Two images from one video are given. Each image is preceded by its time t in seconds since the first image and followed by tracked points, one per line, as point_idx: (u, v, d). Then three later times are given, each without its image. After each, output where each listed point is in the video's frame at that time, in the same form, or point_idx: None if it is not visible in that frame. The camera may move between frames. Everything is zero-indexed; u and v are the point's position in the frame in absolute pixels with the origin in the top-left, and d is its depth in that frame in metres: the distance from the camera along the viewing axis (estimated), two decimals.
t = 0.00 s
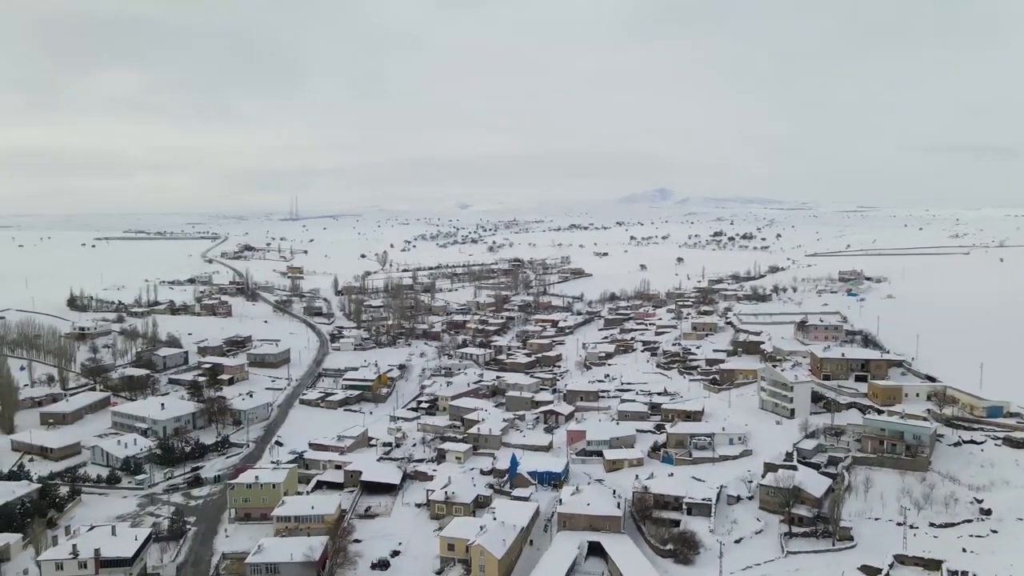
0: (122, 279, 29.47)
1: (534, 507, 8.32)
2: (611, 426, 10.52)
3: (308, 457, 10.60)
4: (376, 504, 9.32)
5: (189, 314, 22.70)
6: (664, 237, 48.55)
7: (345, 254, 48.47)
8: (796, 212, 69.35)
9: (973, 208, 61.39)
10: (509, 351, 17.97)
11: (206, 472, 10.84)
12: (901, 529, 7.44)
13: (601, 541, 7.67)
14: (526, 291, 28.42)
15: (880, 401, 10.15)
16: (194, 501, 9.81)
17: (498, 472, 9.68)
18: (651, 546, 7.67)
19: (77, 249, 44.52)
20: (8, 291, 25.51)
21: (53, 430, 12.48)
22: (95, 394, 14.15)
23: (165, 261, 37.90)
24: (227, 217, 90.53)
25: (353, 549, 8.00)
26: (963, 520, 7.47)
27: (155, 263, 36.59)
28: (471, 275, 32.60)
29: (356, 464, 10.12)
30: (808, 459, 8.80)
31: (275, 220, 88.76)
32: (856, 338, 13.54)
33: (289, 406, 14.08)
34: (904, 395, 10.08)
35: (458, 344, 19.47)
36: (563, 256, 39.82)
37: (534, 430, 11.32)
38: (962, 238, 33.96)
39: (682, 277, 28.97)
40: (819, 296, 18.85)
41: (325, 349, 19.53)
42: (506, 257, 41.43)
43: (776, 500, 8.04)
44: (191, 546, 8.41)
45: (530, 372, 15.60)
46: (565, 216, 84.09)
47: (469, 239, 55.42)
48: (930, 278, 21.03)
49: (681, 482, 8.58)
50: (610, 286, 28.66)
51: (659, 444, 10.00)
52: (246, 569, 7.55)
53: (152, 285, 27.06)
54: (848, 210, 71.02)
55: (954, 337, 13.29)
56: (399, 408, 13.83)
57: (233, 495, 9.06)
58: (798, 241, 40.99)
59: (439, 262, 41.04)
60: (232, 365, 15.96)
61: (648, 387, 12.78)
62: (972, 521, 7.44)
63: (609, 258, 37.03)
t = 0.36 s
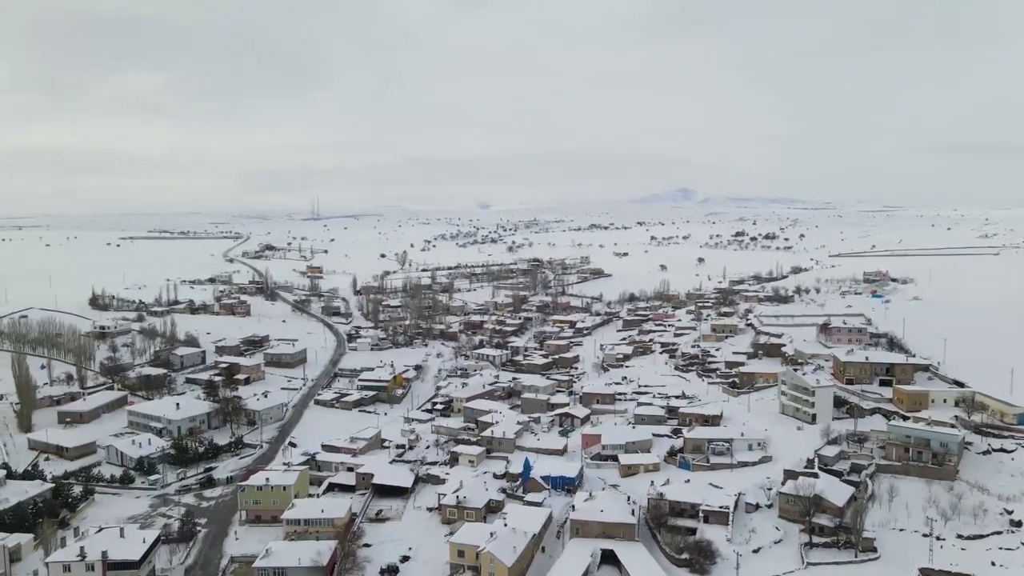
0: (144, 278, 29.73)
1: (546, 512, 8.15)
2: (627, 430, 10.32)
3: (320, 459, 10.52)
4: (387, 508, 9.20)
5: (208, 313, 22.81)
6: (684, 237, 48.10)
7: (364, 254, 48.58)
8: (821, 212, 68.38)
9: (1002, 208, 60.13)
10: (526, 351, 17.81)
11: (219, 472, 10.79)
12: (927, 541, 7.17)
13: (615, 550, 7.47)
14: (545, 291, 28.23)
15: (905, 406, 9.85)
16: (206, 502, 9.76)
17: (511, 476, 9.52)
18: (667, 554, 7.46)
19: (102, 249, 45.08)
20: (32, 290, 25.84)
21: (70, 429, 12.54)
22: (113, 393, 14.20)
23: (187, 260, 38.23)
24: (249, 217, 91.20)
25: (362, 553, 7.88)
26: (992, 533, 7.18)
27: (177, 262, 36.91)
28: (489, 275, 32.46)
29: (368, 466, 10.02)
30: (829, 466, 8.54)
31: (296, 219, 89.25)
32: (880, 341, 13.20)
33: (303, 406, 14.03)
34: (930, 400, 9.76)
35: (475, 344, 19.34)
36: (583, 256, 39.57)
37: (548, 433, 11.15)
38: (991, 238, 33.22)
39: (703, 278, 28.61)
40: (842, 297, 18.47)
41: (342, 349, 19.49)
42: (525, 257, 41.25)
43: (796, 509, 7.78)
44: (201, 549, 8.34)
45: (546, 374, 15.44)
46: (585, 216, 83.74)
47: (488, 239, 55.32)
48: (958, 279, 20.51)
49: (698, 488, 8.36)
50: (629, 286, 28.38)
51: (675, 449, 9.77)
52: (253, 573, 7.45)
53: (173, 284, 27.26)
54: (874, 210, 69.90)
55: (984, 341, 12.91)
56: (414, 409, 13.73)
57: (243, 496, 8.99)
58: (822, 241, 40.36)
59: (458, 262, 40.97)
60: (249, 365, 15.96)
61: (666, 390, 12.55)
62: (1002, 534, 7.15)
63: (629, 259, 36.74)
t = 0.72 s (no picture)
0: (165, 277, 29.98)
1: (559, 518, 7.98)
2: (644, 435, 10.10)
3: (332, 461, 10.42)
4: (398, 512, 9.08)
5: (227, 313, 22.90)
6: (706, 237, 47.61)
7: (384, 253, 48.66)
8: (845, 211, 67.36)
9: None
10: (544, 352, 17.63)
11: (232, 473, 10.74)
12: (955, 554, 6.90)
13: (629, 559, 7.27)
14: (563, 291, 28.00)
15: (932, 412, 9.54)
16: (218, 503, 9.70)
17: (524, 480, 9.36)
18: (682, 564, 7.25)
19: (126, 248, 45.58)
20: (56, 288, 26.14)
21: (86, 427, 12.57)
22: (130, 392, 14.24)
23: (209, 260, 38.50)
24: (272, 217, 91.76)
25: (371, 559, 7.76)
26: None
27: (198, 262, 37.19)
28: (508, 275, 32.30)
29: (380, 469, 9.91)
30: (852, 474, 8.28)
31: (318, 220, 89.63)
32: (906, 344, 12.86)
33: (318, 407, 13.97)
34: (959, 407, 9.45)
35: (492, 345, 19.20)
36: (602, 256, 39.27)
37: (563, 436, 10.97)
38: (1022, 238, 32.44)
39: (724, 278, 28.23)
40: (867, 299, 18.07)
41: (359, 349, 19.45)
42: (544, 257, 41.04)
43: (818, 519, 7.53)
44: (210, 551, 8.27)
45: (563, 375, 15.25)
46: (606, 215, 83.29)
47: (507, 238, 55.17)
48: (988, 281, 19.99)
49: (715, 496, 8.13)
50: (649, 286, 28.09)
51: (693, 454, 9.54)
52: None
53: (194, 283, 27.44)
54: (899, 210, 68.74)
55: (1014, 345, 12.52)
56: (429, 410, 13.61)
57: (254, 498, 8.92)
58: (846, 241, 39.69)
59: (477, 261, 40.85)
60: (265, 365, 15.95)
61: (684, 393, 12.31)
62: None
63: (649, 259, 36.37)
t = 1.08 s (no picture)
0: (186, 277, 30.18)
1: (572, 525, 7.79)
2: (660, 439, 9.87)
3: (344, 463, 10.31)
4: (409, 516, 8.94)
5: (246, 312, 22.95)
6: (727, 237, 47.08)
7: (403, 253, 48.66)
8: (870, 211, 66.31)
9: None
10: (561, 353, 17.44)
11: (244, 475, 10.67)
12: (986, 567, 6.61)
13: (644, 568, 7.06)
14: (582, 291, 27.77)
15: (960, 419, 9.22)
16: (229, 505, 9.64)
17: (538, 485, 9.17)
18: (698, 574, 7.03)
19: (150, 247, 46.06)
20: (79, 287, 26.40)
21: (102, 427, 12.59)
22: (146, 392, 14.27)
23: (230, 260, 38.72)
24: (294, 217, 92.33)
25: (380, 565, 7.62)
26: None
27: (219, 262, 37.41)
28: (527, 275, 32.11)
29: (392, 471, 9.79)
30: (876, 483, 8.01)
31: (339, 220, 89.95)
32: (933, 348, 12.50)
33: (333, 407, 13.89)
34: (988, 413, 9.12)
35: (509, 346, 19.04)
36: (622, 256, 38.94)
37: (578, 440, 10.77)
38: None
39: (746, 279, 27.81)
40: (893, 301, 17.65)
41: (375, 349, 19.38)
42: (563, 257, 40.79)
43: (840, 530, 7.27)
44: (219, 554, 8.19)
45: (580, 377, 15.05)
46: (627, 215, 82.76)
47: (526, 238, 54.97)
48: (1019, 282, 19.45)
49: (734, 503, 7.90)
50: (669, 287, 27.75)
51: (711, 460, 9.30)
52: None
53: (213, 283, 27.58)
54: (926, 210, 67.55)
55: None
56: (443, 412, 13.48)
57: (264, 501, 8.83)
58: (871, 241, 38.98)
59: (495, 261, 40.72)
60: (281, 365, 15.92)
61: (703, 397, 12.06)
62: None
63: (670, 259, 36.02)
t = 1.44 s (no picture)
0: (207, 276, 30.36)
1: (586, 533, 7.59)
2: (678, 444, 9.64)
3: (357, 465, 10.20)
4: (421, 520, 8.80)
5: (264, 311, 22.99)
6: (749, 237, 46.53)
7: (422, 253, 48.67)
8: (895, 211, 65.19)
9: None
10: (578, 354, 17.23)
11: (257, 476, 10.60)
12: None
13: None
14: (601, 292, 27.51)
15: (991, 426, 8.89)
16: (241, 507, 9.56)
17: (552, 490, 8.99)
18: None
19: (173, 246, 46.52)
20: (101, 286, 26.67)
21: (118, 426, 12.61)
22: (163, 391, 14.29)
23: (251, 259, 38.92)
24: (316, 217, 92.98)
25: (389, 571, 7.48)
26: None
27: (240, 261, 37.62)
28: (546, 275, 31.90)
29: (404, 475, 9.66)
30: (903, 492, 7.72)
31: (360, 219, 90.35)
32: (962, 352, 12.12)
33: (347, 408, 13.80)
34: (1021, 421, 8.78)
35: (526, 346, 18.86)
36: (642, 256, 38.63)
37: (594, 444, 10.57)
38: None
39: (768, 280, 27.40)
40: (920, 302, 17.21)
41: (392, 349, 19.30)
42: (583, 257, 40.53)
43: (864, 541, 6.99)
44: (228, 558, 8.11)
45: (598, 379, 14.84)
46: (648, 215, 82.18)
47: (546, 238, 54.75)
48: None
49: (753, 512, 7.65)
50: (689, 288, 27.40)
51: (730, 466, 9.05)
52: None
53: (233, 282, 27.72)
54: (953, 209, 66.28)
55: None
56: (458, 414, 13.34)
57: (275, 503, 8.74)
58: (898, 241, 38.26)
59: (515, 261, 40.56)
60: (297, 365, 15.88)
61: (723, 400, 11.79)
62: None
63: (691, 259, 35.63)
